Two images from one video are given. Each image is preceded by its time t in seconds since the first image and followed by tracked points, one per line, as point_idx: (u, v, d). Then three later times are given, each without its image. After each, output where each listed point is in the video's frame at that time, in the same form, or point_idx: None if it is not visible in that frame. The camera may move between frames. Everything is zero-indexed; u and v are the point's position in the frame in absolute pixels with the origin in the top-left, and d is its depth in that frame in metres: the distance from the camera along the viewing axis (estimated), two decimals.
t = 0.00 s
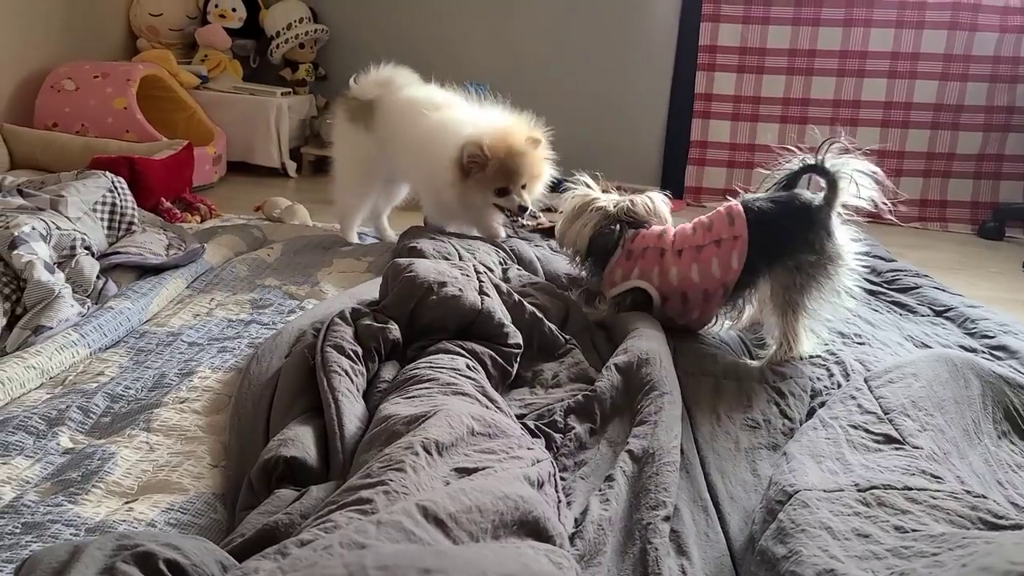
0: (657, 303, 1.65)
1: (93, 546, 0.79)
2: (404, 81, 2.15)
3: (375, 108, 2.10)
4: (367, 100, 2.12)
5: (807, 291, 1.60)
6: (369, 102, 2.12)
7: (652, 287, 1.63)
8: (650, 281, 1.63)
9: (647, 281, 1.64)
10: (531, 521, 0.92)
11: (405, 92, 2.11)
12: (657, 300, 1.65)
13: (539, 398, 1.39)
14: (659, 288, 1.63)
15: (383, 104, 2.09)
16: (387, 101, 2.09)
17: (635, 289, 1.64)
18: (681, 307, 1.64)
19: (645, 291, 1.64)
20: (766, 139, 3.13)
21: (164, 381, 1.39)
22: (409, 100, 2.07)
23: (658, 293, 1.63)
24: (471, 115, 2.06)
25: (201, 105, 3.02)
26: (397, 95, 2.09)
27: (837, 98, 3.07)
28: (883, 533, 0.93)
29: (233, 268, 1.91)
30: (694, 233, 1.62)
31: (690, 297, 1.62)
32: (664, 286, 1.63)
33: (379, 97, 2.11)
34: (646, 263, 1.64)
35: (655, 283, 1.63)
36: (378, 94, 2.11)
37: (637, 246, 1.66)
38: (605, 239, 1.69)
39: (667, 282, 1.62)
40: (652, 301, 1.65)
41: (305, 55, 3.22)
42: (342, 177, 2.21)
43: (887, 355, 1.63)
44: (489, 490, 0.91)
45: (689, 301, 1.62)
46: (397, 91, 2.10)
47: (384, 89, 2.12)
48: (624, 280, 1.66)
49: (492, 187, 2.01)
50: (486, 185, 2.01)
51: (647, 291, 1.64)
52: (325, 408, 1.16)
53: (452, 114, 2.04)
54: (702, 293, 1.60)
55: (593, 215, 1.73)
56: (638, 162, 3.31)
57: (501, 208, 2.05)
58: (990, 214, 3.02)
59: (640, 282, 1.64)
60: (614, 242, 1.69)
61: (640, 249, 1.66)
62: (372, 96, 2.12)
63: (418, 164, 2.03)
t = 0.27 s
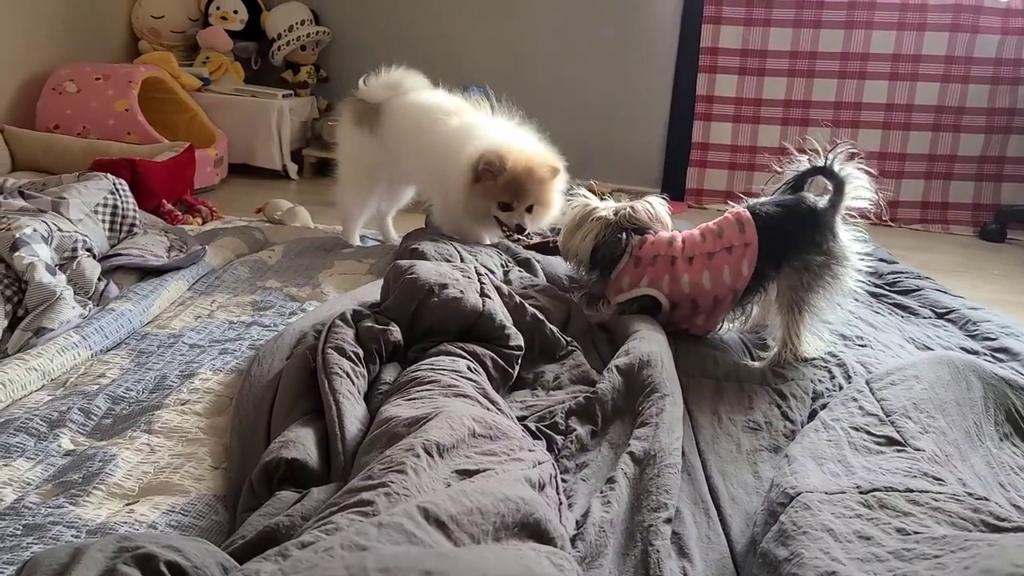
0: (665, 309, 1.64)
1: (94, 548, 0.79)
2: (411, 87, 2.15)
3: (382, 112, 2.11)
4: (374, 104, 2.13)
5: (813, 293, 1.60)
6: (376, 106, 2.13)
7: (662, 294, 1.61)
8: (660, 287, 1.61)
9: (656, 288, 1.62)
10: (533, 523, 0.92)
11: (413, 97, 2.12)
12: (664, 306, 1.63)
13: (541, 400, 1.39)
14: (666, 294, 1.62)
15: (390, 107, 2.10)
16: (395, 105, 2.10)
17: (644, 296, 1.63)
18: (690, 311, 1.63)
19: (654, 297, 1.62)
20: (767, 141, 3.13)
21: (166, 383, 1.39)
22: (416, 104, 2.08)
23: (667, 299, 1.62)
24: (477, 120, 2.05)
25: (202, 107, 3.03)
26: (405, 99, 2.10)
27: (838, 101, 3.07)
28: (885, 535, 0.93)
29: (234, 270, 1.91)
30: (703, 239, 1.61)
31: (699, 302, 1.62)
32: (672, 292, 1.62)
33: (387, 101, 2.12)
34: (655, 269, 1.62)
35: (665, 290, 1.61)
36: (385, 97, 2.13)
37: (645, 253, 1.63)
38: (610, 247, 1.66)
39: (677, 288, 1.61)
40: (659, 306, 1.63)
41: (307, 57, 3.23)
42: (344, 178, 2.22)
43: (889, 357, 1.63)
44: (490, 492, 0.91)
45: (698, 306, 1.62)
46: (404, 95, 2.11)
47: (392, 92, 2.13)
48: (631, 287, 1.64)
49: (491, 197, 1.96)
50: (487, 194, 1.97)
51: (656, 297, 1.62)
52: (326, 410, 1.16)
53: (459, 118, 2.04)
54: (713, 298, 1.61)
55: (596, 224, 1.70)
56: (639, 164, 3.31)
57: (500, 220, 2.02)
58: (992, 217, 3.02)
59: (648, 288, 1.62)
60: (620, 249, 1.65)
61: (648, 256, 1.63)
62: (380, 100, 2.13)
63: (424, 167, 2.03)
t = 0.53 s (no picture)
0: (671, 312, 1.64)
1: (96, 551, 0.79)
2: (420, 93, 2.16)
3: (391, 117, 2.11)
4: (382, 108, 2.13)
5: (817, 297, 1.60)
6: (385, 110, 2.13)
7: (669, 298, 1.61)
8: (667, 292, 1.61)
9: (663, 292, 1.61)
10: (534, 525, 0.92)
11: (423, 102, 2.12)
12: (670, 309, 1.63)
13: (542, 402, 1.39)
14: (671, 298, 1.61)
15: (399, 112, 2.10)
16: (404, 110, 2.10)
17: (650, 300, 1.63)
18: (696, 314, 1.63)
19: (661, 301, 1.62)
20: (769, 143, 3.13)
21: (167, 386, 1.39)
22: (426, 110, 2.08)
23: (673, 303, 1.62)
24: (487, 123, 2.04)
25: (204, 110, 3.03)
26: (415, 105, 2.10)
27: (840, 103, 3.07)
28: (887, 538, 0.93)
29: (236, 272, 1.92)
30: (710, 244, 1.60)
31: (705, 306, 1.62)
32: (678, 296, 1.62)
33: (396, 106, 2.12)
34: (662, 274, 1.61)
35: (671, 295, 1.61)
36: (394, 102, 2.13)
37: (652, 257, 1.62)
38: (616, 252, 1.65)
39: (684, 293, 1.60)
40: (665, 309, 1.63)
41: (309, 60, 3.23)
42: (351, 180, 2.23)
43: (891, 359, 1.63)
44: (491, 495, 0.90)
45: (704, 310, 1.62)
46: (414, 101, 2.12)
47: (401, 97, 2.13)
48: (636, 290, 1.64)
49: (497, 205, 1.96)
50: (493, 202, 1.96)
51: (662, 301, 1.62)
52: (328, 412, 1.16)
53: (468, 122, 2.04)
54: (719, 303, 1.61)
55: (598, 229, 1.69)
56: (640, 166, 3.31)
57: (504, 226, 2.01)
58: (994, 219, 3.02)
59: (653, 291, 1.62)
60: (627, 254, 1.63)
61: (654, 261, 1.62)
62: (388, 104, 2.13)
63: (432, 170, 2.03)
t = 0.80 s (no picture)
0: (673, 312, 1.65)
1: (100, 554, 0.80)
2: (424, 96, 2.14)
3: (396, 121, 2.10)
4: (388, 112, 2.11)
5: (817, 300, 1.60)
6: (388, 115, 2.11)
7: (670, 299, 1.62)
8: (668, 293, 1.62)
9: (665, 293, 1.62)
10: (536, 528, 0.92)
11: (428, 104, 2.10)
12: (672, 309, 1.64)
13: (544, 405, 1.39)
14: (671, 299, 1.62)
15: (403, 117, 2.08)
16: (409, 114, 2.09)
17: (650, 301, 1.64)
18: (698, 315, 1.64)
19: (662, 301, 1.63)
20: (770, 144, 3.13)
21: (171, 389, 1.40)
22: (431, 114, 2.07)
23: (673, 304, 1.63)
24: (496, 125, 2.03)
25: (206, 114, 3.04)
26: (419, 108, 2.08)
27: (841, 105, 3.07)
28: (889, 540, 0.93)
29: (239, 276, 1.92)
30: (710, 244, 1.61)
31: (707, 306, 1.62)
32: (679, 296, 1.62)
33: (399, 110, 2.09)
34: (663, 275, 1.63)
35: (673, 297, 1.62)
36: (397, 107, 2.10)
37: (653, 258, 1.64)
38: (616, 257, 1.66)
39: (684, 293, 1.61)
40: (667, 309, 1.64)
41: (310, 63, 3.24)
42: (361, 183, 2.23)
43: (893, 361, 1.63)
44: (493, 498, 0.91)
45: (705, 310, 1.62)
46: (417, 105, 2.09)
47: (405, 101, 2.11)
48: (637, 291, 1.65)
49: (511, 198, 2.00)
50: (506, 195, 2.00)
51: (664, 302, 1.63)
52: (330, 416, 1.17)
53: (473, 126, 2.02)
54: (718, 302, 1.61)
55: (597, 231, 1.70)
56: (641, 168, 3.31)
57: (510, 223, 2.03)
58: (996, 220, 3.01)
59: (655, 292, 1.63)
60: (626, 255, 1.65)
61: (655, 262, 1.64)
62: (392, 109, 2.11)
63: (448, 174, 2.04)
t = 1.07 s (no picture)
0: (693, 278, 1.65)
1: (100, 559, 0.80)
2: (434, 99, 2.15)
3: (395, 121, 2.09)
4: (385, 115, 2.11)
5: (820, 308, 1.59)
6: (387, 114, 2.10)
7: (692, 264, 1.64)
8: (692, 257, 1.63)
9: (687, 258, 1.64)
10: (538, 532, 0.92)
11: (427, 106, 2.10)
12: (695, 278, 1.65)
13: (546, 408, 1.39)
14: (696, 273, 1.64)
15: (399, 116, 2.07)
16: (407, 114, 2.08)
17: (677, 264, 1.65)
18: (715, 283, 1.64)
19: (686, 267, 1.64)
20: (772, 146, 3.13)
21: (172, 393, 1.40)
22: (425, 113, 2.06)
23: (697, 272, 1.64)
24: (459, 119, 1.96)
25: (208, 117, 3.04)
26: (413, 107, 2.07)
27: (842, 107, 3.07)
28: (891, 543, 0.93)
29: (240, 279, 1.92)
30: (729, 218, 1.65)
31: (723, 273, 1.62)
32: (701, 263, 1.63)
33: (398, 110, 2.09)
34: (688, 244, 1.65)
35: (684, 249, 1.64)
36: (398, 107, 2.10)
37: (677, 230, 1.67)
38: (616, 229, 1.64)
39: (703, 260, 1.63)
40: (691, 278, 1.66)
41: (312, 67, 3.24)
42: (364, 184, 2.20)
43: (895, 363, 1.63)
44: (494, 501, 0.91)
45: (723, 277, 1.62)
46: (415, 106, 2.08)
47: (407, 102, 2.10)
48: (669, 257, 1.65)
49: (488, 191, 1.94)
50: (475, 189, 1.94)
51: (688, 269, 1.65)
52: (332, 419, 1.17)
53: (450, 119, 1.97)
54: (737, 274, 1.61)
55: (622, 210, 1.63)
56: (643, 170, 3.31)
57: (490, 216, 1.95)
58: (998, 221, 3.01)
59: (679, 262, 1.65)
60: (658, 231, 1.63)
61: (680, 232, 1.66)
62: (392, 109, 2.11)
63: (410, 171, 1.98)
